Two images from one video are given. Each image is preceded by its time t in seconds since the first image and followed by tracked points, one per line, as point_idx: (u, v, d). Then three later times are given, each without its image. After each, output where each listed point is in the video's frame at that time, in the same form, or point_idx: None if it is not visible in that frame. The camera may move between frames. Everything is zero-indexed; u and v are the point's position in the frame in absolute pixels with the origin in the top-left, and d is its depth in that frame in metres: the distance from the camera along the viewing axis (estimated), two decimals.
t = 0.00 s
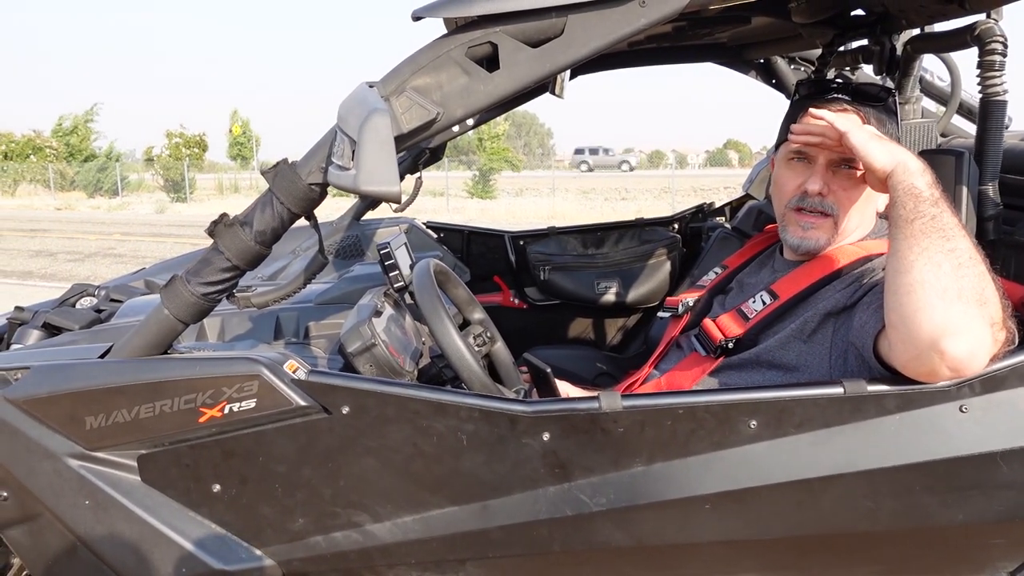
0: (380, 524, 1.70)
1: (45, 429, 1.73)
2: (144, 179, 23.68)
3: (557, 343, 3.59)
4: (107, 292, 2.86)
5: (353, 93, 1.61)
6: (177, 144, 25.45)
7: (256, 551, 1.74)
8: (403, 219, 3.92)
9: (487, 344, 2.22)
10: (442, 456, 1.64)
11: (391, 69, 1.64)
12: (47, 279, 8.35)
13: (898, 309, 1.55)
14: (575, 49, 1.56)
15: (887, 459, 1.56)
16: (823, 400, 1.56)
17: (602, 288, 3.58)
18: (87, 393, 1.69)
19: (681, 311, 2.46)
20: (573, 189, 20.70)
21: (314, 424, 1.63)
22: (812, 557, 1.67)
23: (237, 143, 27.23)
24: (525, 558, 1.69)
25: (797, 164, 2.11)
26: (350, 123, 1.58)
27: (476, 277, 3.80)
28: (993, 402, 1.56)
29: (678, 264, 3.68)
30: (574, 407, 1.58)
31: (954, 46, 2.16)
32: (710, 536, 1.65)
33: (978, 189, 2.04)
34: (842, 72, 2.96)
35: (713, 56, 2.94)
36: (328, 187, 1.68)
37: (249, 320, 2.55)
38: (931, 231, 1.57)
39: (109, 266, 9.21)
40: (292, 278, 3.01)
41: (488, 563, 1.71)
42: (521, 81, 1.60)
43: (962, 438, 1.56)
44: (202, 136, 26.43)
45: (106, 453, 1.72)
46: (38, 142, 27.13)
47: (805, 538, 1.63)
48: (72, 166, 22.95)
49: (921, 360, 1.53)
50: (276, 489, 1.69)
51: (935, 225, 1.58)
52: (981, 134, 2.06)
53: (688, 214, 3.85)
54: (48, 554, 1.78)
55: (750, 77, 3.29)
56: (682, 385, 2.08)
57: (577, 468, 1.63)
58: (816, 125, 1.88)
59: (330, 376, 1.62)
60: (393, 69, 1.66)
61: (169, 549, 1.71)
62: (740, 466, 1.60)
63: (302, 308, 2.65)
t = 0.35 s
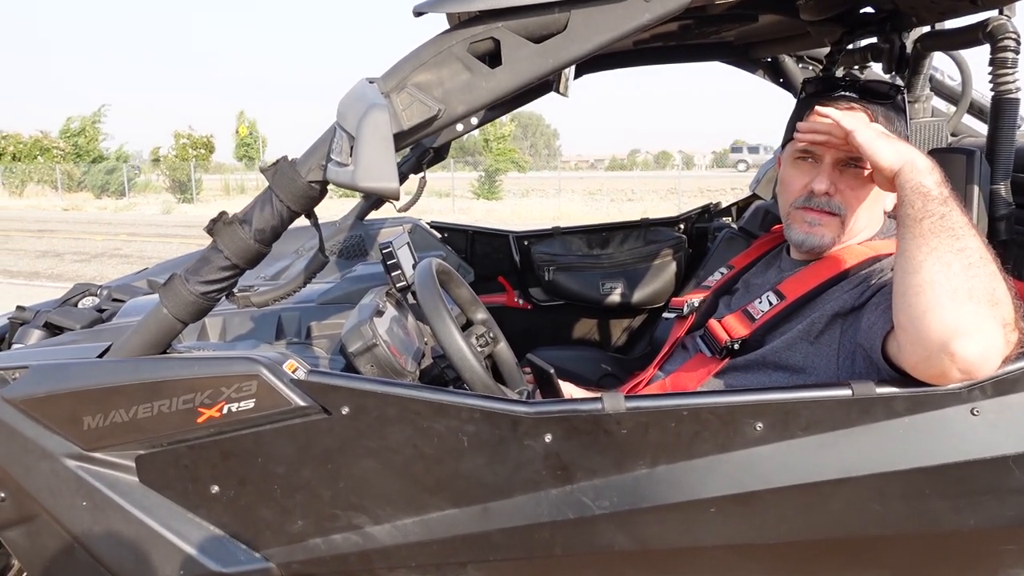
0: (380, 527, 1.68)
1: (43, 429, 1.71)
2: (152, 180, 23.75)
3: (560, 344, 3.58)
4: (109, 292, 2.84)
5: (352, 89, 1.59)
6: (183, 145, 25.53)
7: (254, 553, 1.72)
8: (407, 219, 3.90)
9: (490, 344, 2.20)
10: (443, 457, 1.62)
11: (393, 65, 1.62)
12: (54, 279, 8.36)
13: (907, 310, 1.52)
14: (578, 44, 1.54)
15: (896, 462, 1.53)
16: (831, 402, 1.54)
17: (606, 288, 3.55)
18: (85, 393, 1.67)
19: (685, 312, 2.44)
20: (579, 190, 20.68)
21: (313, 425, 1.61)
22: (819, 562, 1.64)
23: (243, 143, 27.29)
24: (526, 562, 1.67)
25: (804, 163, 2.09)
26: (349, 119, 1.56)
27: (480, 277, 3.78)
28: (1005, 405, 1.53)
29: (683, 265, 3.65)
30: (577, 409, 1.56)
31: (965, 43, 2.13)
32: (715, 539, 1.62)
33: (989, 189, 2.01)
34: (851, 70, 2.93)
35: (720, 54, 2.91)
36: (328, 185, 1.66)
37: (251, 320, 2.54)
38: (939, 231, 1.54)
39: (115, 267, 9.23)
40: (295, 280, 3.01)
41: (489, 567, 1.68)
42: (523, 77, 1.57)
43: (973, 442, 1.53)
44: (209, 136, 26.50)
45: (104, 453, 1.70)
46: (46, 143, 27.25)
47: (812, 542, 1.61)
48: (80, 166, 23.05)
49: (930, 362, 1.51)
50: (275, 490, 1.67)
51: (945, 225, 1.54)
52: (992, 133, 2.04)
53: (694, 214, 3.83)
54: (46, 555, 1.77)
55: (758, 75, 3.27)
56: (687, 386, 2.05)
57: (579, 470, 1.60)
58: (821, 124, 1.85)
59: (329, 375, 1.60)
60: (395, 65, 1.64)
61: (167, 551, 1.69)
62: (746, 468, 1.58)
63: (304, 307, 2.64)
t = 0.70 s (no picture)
0: (375, 523, 1.67)
1: (38, 425, 1.70)
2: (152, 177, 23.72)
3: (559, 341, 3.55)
4: (107, 288, 2.84)
5: (347, 83, 1.58)
6: (184, 141, 25.56)
7: (250, 550, 1.72)
8: (406, 215, 3.89)
9: (487, 341, 2.19)
10: (439, 454, 1.61)
11: (388, 59, 1.61)
12: (54, 276, 8.36)
13: (907, 306, 1.51)
14: (575, 38, 1.53)
15: (895, 459, 1.52)
16: (830, 398, 1.52)
17: (605, 285, 3.55)
18: (79, 389, 1.66)
19: (684, 309, 2.43)
20: (580, 187, 20.66)
21: (308, 422, 1.61)
22: (817, 559, 1.63)
23: (245, 140, 27.29)
24: (523, 559, 1.66)
25: (803, 158, 2.07)
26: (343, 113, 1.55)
27: (479, 274, 3.77)
28: (1005, 401, 1.52)
29: (683, 261, 3.64)
30: (573, 405, 1.55)
31: (966, 37, 2.12)
32: (712, 537, 1.61)
33: (990, 184, 1.99)
34: (852, 66, 2.91)
35: (720, 50, 2.90)
36: (323, 180, 1.65)
37: (247, 316, 2.54)
38: (940, 226, 1.52)
39: (116, 263, 9.23)
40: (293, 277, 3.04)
41: (485, 564, 1.68)
42: (519, 71, 1.56)
43: (972, 439, 1.52)
44: (208, 133, 26.50)
45: (99, 450, 1.69)
46: (48, 140, 27.26)
47: (810, 540, 1.60)
48: (81, 163, 23.06)
49: (930, 359, 1.49)
50: (271, 487, 1.66)
51: (946, 220, 1.53)
52: (993, 128, 2.02)
53: (694, 210, 3.81)
54: (41, 552, 1.76)
55: (758, 71, 3.25)
56: (685, 383, 2.05)
57: (576, 467, 1.59)
58: (821, 119, 1.83)
59: (324, 372, 1.59)
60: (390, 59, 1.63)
61: (162, 548, 1.68)
62: (743, 465, 1.57)
63: (302, 303, 2.61)
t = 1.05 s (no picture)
0: (374, 518, 1.68)
1: (36, 421, 1.70)
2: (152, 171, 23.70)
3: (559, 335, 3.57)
4: (106, 283, 2.83)
5: (343, 77, 1.58)
6: (184, 136, 25.54)
7: (249, 544, 1.72)
8: (406, 209, 3.89)
9: (486, 335, 2.19)
10: (438, 448, 1.61)
11: (384, 53, 1.60)
12: (55, 272, 8.37)
13: (905, 299, 1.51)
14: (572, 32, 1.53)
15: (893, 452, 1.52)
16: (827, 392, 1.53)
17: (605, 279, 3.57)
18: (78, 384, 1.66)
19: (683, 302, 2.41)
20: (581, 181, 20.62)
21: (307, 416, 1.61)
22: (815, 552, 1.63)
23: (244, 135, 27.27)
24: (521, 552, 1.66)
25: (801, 153, 2.07)
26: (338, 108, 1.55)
27: (479, 268, 3.77)
28: (1004, 394, 1.52)
29: (683, 255, 3.63)
30: (571, 399, 1.55)
31: (966, 29, 2.11)
32: (711, 530, 1.61)
33: (990, 178, 1.99)
34: (851, 58, 2.91)
35: (719, 43, 2.89)
36: (320, 175, 1.65)
37: (246, 312, 2.55)
38: (938, 219, 1.52)
39: (116, 258, 9.23)
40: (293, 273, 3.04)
41: (484, 557, 1.68)
42: (516, 64, 1.55)
43: (970, 432, 1.52)
44: (207, 128, 26.48)
45: (98, 445, 1.69)
46: (47, 135, 27.23)
47: (807, 533, 1.60)
48: (81, 159, 23.04)
49: (927, 352, 1.49)
50: (270, 482, 1.66)
51: (943, 213, 1.53)
52: (993, 121, 2.02)
53: (694, 204, 3.81)
54: (41, 547, 1.76)
55: (758, 64, 3.24)
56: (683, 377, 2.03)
57: (574, 461, 1.60)
58: (818, 112, 1.83)
59: (323, 366, 1.60)
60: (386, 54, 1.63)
61: (162, 542, 1.69)
62: (741, 458, 1.57)
63: (300, 298, 2.62)
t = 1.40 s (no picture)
0: (380, 511, 1.68)
1: (43, 415, 1.71)
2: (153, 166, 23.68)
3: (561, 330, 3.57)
4: (110, 278, 2.84)
5: (348, 72, 1.58)
6: (185, 131, 25.53)
7: (255, 537, 1.73)
8: (409, 204, 3.89)
9: (490, 330, 2.21)
10: (442, 442, 1.61)
11: (389, 48, 1.60)
12: (57, 266, 8.37)
13: (909, 293, 1.51)
14: (577, 26, 1.53)
15: (897, 446, 1.53)
16: (831, 386, 1.53)
17: (609, 273, 3.55)
18: (84, 378, 1.67)
19: (688, 297, 2.44)
20: (582, 175, 20.59)
21: (312, 410, 1.61)
22: (818, 545, 1.64)
23: (246, 130, 27.24)
24: (526, 546, 1.67)
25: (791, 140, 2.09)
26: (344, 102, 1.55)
27: (481, 263, 3.78)
28: (1008, 388, 1.52)
29: (686, 250, 3.63)
30: (576, 394, 1.55)
31: (971, 23, 2.11)
32: (715, 524, 1.62)
33: (993, 171, 1.99)
34: (855, 52, 2.90)
35: (723, 37, 2.89)
36: (325, 170, 1.65)
37: (251, 306, 2.54)
38: (942, 214, 1.52)
39: (118, 253, 9.23)
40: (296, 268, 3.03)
41: (489, 550, 1.69)
42: (520, 59, 1.55)
43: (974, 426, 1.52)
44: (209, 122, 26.43)
45: (104, 439, 1.70)
46: (48, 130, 27.21)
47: (811, 526, 1.60)
48: (82, 153, 23.04)
49: (932, 347, 1.49)
50: (275, 475, 1.67)
51: (947, 207, 1.52)
52: (997, 115, 2.01)
53: (696, 198, 3.80)
54: (48, 540, 1.77)
55: (761, 58, 3.24)
56: (686, 371, 2.04)
57: (578, 455, 1.60)
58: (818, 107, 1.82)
59: (328, 361, 1.60)
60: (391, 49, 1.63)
61: (169, 535, 1.70)
62: (745, 452, 1.57)
63: (305, 293, 2.62)
